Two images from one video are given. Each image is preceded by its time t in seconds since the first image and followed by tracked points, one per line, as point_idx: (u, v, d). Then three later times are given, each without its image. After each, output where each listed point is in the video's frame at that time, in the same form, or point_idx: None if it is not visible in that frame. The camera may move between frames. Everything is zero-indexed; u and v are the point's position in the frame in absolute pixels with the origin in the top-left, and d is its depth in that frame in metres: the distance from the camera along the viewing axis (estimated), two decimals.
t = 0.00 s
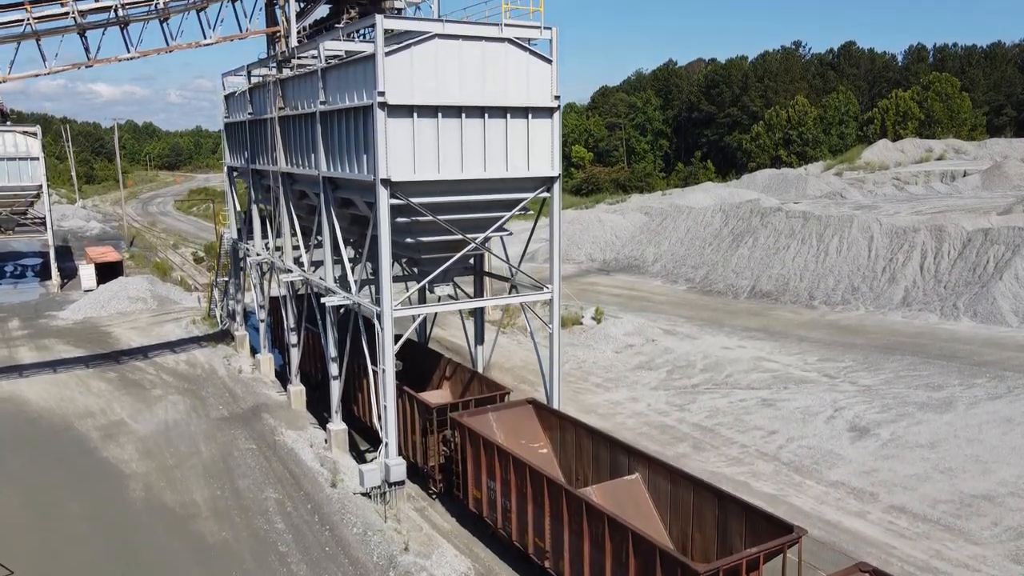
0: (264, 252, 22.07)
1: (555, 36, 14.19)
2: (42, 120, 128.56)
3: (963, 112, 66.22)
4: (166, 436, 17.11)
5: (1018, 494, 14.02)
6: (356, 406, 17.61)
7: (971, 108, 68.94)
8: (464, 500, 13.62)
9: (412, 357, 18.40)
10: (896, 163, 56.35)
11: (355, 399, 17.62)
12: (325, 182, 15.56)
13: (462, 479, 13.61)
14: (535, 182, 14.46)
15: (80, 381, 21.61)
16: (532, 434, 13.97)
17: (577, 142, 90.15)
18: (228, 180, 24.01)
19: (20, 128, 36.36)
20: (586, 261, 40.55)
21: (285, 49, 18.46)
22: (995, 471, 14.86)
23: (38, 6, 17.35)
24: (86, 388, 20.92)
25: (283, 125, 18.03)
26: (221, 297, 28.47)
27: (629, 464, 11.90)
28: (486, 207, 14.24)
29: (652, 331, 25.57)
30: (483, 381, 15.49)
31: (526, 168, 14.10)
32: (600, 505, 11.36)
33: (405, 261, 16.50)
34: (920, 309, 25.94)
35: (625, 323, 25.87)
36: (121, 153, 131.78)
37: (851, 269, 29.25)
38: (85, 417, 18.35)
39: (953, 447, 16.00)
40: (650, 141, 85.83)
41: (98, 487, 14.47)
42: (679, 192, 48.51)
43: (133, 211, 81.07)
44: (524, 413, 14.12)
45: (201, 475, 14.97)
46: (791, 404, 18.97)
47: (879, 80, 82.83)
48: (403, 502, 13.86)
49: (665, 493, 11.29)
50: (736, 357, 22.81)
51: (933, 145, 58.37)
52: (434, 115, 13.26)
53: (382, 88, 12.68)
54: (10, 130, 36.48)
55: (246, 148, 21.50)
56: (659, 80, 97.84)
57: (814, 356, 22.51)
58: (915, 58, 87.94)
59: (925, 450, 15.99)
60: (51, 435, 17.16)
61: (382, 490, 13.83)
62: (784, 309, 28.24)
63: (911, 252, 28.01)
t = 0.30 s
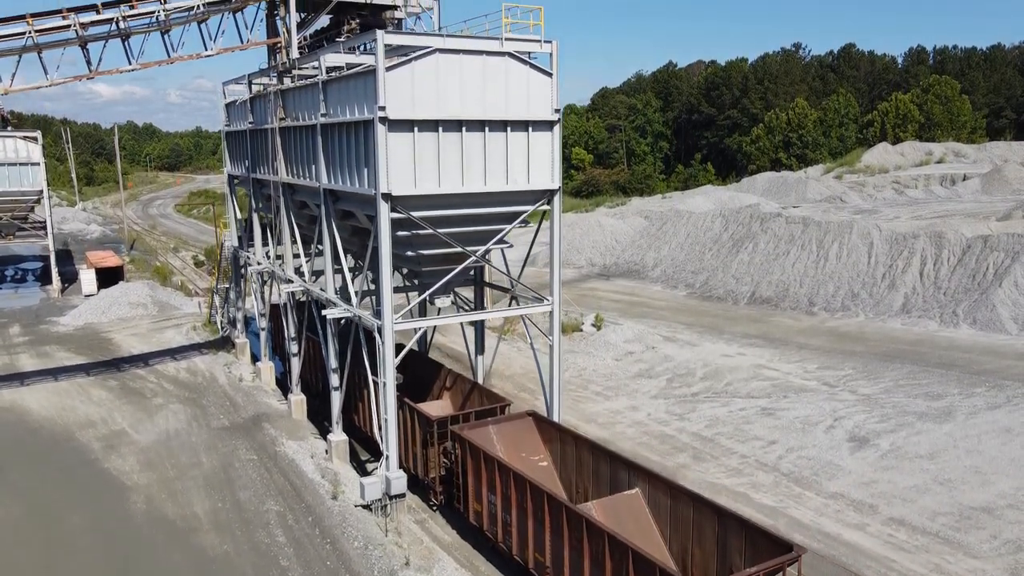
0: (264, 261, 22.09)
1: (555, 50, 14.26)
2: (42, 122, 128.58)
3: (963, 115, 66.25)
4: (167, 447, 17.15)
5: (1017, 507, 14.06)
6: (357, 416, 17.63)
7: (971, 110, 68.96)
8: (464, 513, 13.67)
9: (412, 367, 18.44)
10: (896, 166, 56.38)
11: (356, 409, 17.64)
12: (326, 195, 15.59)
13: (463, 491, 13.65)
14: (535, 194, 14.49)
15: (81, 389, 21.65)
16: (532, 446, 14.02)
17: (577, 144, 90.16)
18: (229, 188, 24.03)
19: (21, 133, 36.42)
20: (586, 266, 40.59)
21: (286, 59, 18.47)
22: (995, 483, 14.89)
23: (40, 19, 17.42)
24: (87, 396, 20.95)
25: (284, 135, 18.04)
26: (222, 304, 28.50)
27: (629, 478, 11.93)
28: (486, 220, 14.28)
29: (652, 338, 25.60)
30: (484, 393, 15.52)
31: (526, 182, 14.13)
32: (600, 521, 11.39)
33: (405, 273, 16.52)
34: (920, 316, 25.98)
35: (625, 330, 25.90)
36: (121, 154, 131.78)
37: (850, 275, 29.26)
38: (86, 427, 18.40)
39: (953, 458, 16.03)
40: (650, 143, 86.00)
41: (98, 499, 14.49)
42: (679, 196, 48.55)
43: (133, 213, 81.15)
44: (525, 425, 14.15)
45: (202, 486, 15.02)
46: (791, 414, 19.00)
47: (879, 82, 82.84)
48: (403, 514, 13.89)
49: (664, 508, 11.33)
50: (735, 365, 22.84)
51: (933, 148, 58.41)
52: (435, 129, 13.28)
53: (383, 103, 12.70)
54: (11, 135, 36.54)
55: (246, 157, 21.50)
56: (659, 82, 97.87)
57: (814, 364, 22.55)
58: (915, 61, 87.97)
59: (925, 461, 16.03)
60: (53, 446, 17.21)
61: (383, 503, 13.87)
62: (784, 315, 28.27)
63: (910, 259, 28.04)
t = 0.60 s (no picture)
0: (265, 269, 22.13)
1: (555, 63, 14.32)
2: (43, 123, 128.55)
3: (963, 118, 66.32)
4: (168, 457, 17.18)
5: (1015, 519, 14.10)
6: (358, 426, 17.66)
7: (970, 113, 69.03)
8: (465, 525, 13.71)
9: (413, 377, 18.46)
10: (896, 170, 56.44)
11: (357, 418, 17.67)
12: (326, 207, 15.64)
13: (463, 504, 13.69)
14: (535, 207, 14.53)
15: (81, 397, 21.69)
16: (532, 459, 14.07)
17: (577, 146, 90.20)
18: (229, 195, 24.09)
19: (21, 138, 36.45)
20: (586, 270, 40.60)
21: (286, 70, 18.55)
22: (993, 495, 14.93)
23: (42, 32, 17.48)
24: (88, 405, 21.00)
25: (284, 145, 18.06)
26: (222, 311, 28.51)
27: (629, 493, 11.98)
28: (486, 233, 14.31)
29: (652, 345, 25.64)
30: (485, 404, 15.57)
31: (526, 195, 14.17)
32: (600, 536, 11.44)
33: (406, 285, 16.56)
34: (919, 323, 26.03)
35: (625, 336, 25.94)
36: (121, 155, 131.76)
37: (850, 282, 29.30)
38: (88, 437, 18.45)
39: (951, 469, 16.08)
40: (650, 145, 86.23)
41: (99, 511, 14.55)
42: (680, 200, 48.59)
43: (133, 216, 81.15)
44: (525, 438, 14.19)
45: (203, 498, 15.05)
46: (790, 423, 19.03)
47: (879, 84, 82.91)
48: (403, 527, 13.92)
49: (664, 523, 11.36)
50: (735, 373, 22.88)
51: (933, 151, 58.47)
52: (435, 143, 13.32)
53: (383, 117, 12.73)
54: (11, 140, 36.59)
55: (247, 165, 21.58)
56: (659, 84, 97.94)
57: (814, 372, 22.59)
58: (914, 63, 88.06)
59: (924, 472, 16.08)
60: (54, 456, 17.25)
61: (384, 515, 13.95)
62: (784, 322, 28.31)
63: (910, 266, 28.09)
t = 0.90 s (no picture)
0: (265, 278, 22.18)
1: (555, 77, 14.36)
2: (43, 125, 128.51)
3: (963, 121, 66.35)
4: (169, 467, 17.21)
5: (1014, 531, 14.14)
6: (358, 436, 17.70)
7: (970, 116, 69.07)
8: (465, 537, 13.76)
9: (413, 387, 18.50)
10: (895, 173, 56.47)
11: (357, 428, 17.70)
12: (326, 219, 15.69)
13: (464, 517, 13.72)
14: (535, 220, 14.57)
15: (82, 405, 21.72)
16: (532, 471, 14.10)
17: (577, 147, 90.19)
18: (230, 203, 24.15)
19: (21, 143, 36.49)
20: (586, 275, 40.62)
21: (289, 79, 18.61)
22: (993, 506, 14.97)
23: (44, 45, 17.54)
24: (89, 413, 21.03)
25: (285, 155, 18.09)
26: (223, 317, 28.51)
27: (629, 507, 12.01)
28: (487, 246, 14.35)
29: (652, 351, 25.68)
30: (485, 415, 15.62)
31: (526, 208, 14.21)
32: (600, 551, 11.49)
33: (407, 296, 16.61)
34: (918, 330, 26.07)
35: (625, 343, 25.97)
36: (121, 156, 131.69)
37: (849, 288, 29.34)
38: (89, 446, 18.48)
39: (950, 480, 16.12)
40: (650, 146, 86.36)
41: (100, 522, 14.58)
42: (679, 203, 48.62)
43: (133, 218, 81.14)
44: (525, 449, 14.23)
45: (203, 509, 15.09)
46: (790, 432, 19.07)
47: (879, 86, 82.94)
48: (404, 539, 13.97)
49: (664, 538, 11.40)
50: (735, 381, 22.91)
51: (932, 154, 58.52)
52: (435, 157, 13.36)
53: (384, 132, 12.77)
54: (11, 145, 36.64)
55: (247, 174, 21.66)
56: (659, 85, 97.98)
57: (813, 380, 22.62)
58: (914, 65, 88.10)
59: (923, 483, 16.12)
60: (54, 466, 17.28)
61: (384, 528, 13.99)
62: (784, 328, 28.34)
63: (909, 272, 28.12)
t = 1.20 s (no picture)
0: (265, 285, 22.23)
1: (555, 90, 14.42)
2: (42, 126, 128.45)
3: (962, 124, 66.47)
4: (170, 477, 17.25)
5: (1013, 542, 14.19)
6: (358, 445, 17.76)
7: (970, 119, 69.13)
8: (465, 549, 13.82)
9: (414, 396, 18.55)
10: (895, 176, 56.48)
11: (358, 437, 17.76)
12: (327, 230, 15.73)
13: (464, 529, 13.76)
14: (535, 232, 14.60)
15: (83, 414, 21.76)
16: (532, 483, 14.13)
17: (577, 148, 90.17)
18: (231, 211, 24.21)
19: (22, 148, 36.50)
20: (586, 279, 40.66)
21: (290, 91, 18.71)
22: (991, 517, 15.02)
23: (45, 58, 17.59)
24: (90, 422, 21.06)
25: (286, 166, 18.13)
26: (224, 324, 28.54)
27: (629, 521, 12.04)
28: (487, 258, 14.39)
29: (652, 358, 25.72)
30: (485, 426, 15.66)
31: (526, 220, 14.25)
32: (600, 566, 11.55)
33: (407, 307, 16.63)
34: (918, 337, 26.12)
35: (625, 350, 26.02)
36: (121, 157, 131.62)
37: (849, 294, 29.39)
38: (91, 456, 18.53)
39: (950, 490, 16.16)
40: (650, 148, 86.41)
41: (101, 534, 14.62)
42: (679, 207, 48.64)
43: (133, 220, 81.13)
44: (524, 461, 14.27)
45: (205, 520, 15.13)
46: (789, 441, 19.12)
47: (878, 88, 83.02)
48: (405, 551, 13.99)
49: (664, 552, 11.44)
50: (734, 389, 22.94)
51: (932, 157, 58.57)
52: (436, 170, 13.40)
53: (385, 146, 12.81)
54: (11, 151, 36.66)
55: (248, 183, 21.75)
56: (660, 87, 98.00)
57: (813, 388, 22.65)
58: (914, 66, 88.16)
59: (922, 493, 16.16)
60: (55, 477, 17.31)
61: (385, 540, 14.01)
62: (784, 335, 28.38)
63: (909, 278, 28.16)
